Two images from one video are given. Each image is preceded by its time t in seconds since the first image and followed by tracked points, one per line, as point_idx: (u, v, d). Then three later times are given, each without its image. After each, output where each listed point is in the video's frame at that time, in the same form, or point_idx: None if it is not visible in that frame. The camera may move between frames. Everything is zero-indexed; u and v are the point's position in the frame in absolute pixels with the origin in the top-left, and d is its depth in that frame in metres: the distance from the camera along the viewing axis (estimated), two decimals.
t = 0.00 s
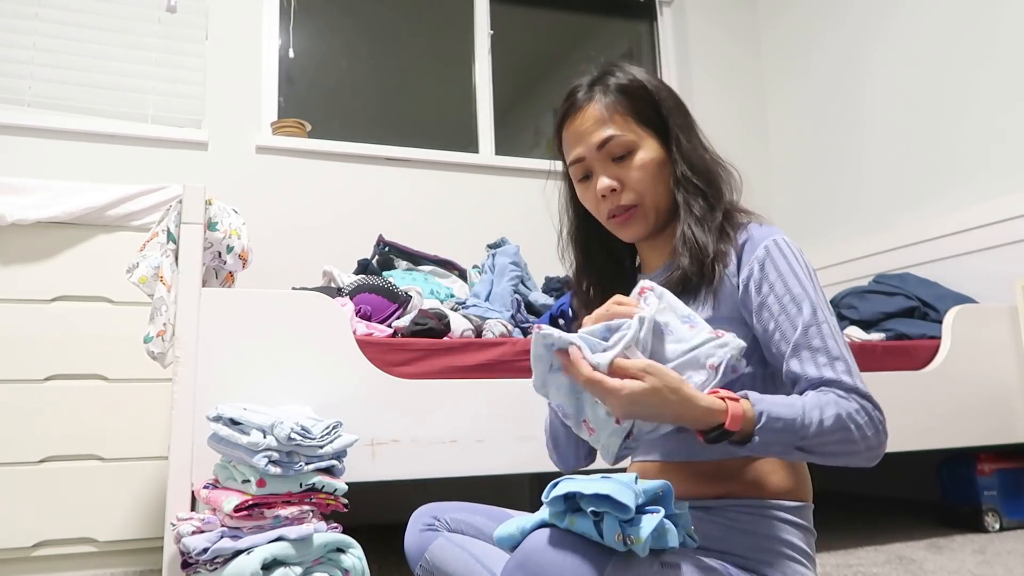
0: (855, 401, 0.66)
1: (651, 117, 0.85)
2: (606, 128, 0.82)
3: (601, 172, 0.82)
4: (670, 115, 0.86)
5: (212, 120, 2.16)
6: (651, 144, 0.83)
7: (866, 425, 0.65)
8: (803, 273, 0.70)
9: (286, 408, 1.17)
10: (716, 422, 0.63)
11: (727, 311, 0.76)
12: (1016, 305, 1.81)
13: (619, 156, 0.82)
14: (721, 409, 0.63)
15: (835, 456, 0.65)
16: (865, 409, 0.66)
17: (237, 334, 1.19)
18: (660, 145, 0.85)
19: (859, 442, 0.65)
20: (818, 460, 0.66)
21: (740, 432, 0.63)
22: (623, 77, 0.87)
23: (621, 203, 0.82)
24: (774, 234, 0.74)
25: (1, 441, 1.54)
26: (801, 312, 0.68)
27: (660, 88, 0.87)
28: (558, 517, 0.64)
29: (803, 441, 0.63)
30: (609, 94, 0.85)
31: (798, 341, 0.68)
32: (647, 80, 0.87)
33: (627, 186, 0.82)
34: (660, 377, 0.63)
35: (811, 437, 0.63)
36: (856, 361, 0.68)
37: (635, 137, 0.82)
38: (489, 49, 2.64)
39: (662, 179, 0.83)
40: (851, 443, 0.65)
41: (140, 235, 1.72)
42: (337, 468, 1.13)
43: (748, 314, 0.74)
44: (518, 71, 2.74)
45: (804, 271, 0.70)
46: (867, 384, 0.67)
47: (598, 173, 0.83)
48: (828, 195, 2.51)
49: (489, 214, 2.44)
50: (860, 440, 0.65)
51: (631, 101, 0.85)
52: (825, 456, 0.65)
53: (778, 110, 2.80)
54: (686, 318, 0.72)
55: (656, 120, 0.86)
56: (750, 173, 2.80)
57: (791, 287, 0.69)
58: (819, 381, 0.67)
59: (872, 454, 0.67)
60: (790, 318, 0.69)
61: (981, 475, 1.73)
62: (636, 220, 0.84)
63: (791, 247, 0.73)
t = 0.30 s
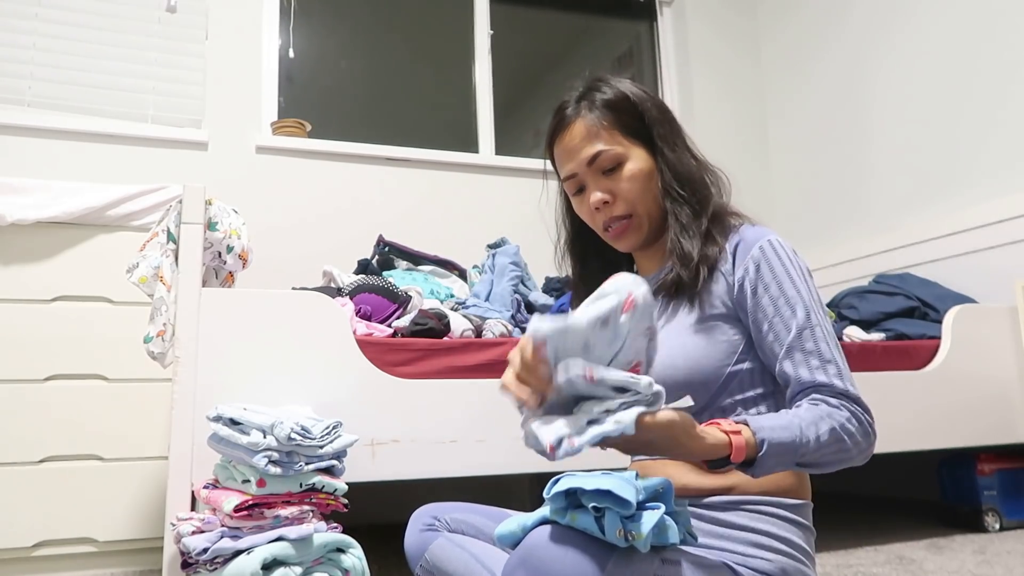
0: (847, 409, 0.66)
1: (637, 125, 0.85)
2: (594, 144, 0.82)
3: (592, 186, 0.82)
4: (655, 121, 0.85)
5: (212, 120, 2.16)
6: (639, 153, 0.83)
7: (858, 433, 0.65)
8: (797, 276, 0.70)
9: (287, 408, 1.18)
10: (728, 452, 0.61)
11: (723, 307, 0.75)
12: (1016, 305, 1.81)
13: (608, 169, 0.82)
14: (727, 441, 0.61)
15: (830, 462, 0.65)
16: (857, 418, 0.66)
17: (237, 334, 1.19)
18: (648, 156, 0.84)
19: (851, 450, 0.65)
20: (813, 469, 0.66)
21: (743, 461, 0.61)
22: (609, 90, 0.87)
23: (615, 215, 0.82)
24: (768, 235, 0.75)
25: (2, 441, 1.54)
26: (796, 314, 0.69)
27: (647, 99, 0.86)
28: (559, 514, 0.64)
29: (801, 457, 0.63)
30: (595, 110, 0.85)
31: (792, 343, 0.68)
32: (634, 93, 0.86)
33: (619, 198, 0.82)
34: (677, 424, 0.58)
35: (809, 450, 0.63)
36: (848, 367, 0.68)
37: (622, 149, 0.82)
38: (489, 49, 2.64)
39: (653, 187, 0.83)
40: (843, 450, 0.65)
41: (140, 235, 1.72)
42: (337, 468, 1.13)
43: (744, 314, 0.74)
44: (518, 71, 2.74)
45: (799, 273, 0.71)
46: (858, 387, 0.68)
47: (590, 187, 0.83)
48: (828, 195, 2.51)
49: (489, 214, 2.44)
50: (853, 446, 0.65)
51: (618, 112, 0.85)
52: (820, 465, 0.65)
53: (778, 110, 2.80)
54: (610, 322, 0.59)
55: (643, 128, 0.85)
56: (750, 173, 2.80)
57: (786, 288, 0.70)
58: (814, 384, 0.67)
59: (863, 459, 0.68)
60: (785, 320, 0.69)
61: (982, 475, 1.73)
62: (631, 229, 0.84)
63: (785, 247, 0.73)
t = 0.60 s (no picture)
0: (846, 403, 0.66)
1: (654, 113, 0.85)
2: (612, 125, 0.82)
3: (606, 169, 0.82)
4: (672, 111, 0.86)
5: (212, 121, 2.16)
6: (655, 142, 0.83)
7: (856, 425, 0.66)
8: (801, 276, 0.70)
9: (287, 408, 1.18)
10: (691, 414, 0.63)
11: (726, 309, 0.75)
12: (1016, 305, 1.81)
13: (625, 153, 0.81)
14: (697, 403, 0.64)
15: (823, 453, 0.66)
16: (856, 410, 0.66)
17: (237, 334, 1.19)
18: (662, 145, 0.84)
19: (847, 443, 0.66)
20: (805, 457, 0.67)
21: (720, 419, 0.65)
22: (627, 74, 0.86)
23: (627, 200, 0.81)
24: (771, 235, 0.74)
25: (2, 441, 1.54)
26: (799, 315, 0.69)
27: (663, 89, 0.87)
28: (559, 514, 0.64)
29: (782, 435, 0.65)
30: (614, 91, 0.84)
31: (792, 344, 0.68)
32: (650, 79, 0.86)
33: (632, 183, 0.81)
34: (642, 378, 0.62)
35: (789, 433, 0.65)
36: (851, 364, 0.68)
37: (641, 134, 0.82)
38: (489, 48, 2.64)
39: (665, 178, 0.83)
40: (840, 442, 0.66)
41: (140, 235, 1.72)
42: (337, 469, 1.13)
43: (746, 316, 0.74)
44: (518, 71, 2.74)
45: (802, 273, 0.70)
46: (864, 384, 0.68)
47: (602, 168, 0.82)
48: (828, 196, 2.51)
49: (489, 214, 2.44)
50: (853, 440, 0.66)
51: (637, 96, 0.84)
52: (811, 454, 0.66)
53: (778, 110, 2.80)
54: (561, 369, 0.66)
55: (660, 117, 0.85)
56: (750, 173, 2.80)
57: (788, 289, 0.70)
58: (813, 384, 0.67)
59: (868, 453, 0.68)
60: (788, 321, 0.69)
61: (981, 475, 1.73)
62: (640, 218, 0.83)
63: (788, 247, 0.73)
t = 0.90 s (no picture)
0: (851, 408, 0.66)
1: (654, 111, 0.84)
2: (609, 124, 0.81)
3: (601, 168, 0.81)
4: (674, 109, 0.85)
5: (212, 121, 2.16)
6: (654, 142, 0.82)
7: (859, 431, 0.67)
8: (806, 283, 0.70)
9: (287, 408, 1.18)
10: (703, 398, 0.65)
11: (729, 316, 0.75)
12: (1016, 305, 1.81)
13: (622, 154, 0.81)
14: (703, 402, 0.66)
15: (827, 454, 0.67)
16: (859, 416, 0.66)
17: (237, 334, 1.19)
18: (662, 145, 0.83)
19: (852, 448, 0.66)
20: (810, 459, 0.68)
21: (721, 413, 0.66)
22: (627, 70, 0.86)
23: (622, 201, 0.82)
24: (777, 239, 0.74)
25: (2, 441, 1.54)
26: (804, 323, 0.69)
27: (664, 86, 0.86)
28: (558, 515, 0.64)
29: (787, 432, 0.65)
30: (614, 87, 0.84)
31: (795, 353, 0.69)
32: (652, 76, 0.85)
33: (628, 184, 0.81)
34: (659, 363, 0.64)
35: (795, 431, 0.65)
36: (855, 372, 0.68)
37: (639, 134, 0.81)
38: (489, 49, 2.64)
39: (664, 179, 0.83)
40: (843, 448, 0.66)
41: (140, 235, 1.72)
42: (337, 468, 1.13)
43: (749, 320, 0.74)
44: (518, 71, 2.74)
45: (807, 280, 0.71)
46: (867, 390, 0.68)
47: (598, 168, 0.82)
48: (828, 196, 2.51)
49: (489, 214, 2.44)
50: (855, 448, 0.67)
51: (637, 93, 0.84)
52: (816, 456, 0.67)
53: (778, 110, 2.80)
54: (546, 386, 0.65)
55: (661, 116, 0.85)
56: (750, 173, 2.80)
57: (793, 297, 0.70)
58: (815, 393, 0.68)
59: (869, 460, 0.69)
60: (792, 329, 0.69)
61: (981, 475, 1.73)
62: (637, 220, 0.83)
63: (794, 253, 0.72)
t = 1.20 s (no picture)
0: (862, 421, 0.67)
1: (651, 110, 0.84)
2: (605, 127, 0.81)
3: (596, 171, 0.82)
4: (670, 108, 0.84)
5: (212, 120, 2.16)
6: (649, 143, 0.82)
7: (873, 441, 0.67)
8: (810, 287, 0.71)
9: (287, 408, 1.18)
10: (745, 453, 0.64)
11: (732, 319, 0.75)
12: (1016, 305, 1.81)
13: (616, 155, 0.81)
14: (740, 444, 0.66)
15: (851, 475, 0.67)
16: (869, 426, 0.67)
17: (237, 335, 1.19)
18: (659, 146, 0.83)
19: (869, 459, 0.67)
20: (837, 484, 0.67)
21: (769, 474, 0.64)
22: (622, 69, 0.85)
23: (617, 203, 0.82)
24: (779, 242, 0.75)
25: (2, 441, 1.54)
26: (809, 327, 0.70)
27: (659, 84, 0.85)
28: (556, 526, 0.63)
29: (820, 468, 0.64)
30: (607, 88, 0.83)
31: (804, 358, 0.70)
32: (647, 74, 0.85)
33: (623, 186, 0.81)
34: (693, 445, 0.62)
35: (829, 466, 0.65)
36: (861, 380, 0.69)
37: (634, 136, 0.81)
38: (489, 49, 2.64)
39: (659, 181, 0.83)
40: (862, 465, 0.67)
41: (140, 235, 1.72)
42: (337, 468, 1.13)
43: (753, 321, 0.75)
44: (518, 70, 2.73)
45: (812, 284, 0.72)
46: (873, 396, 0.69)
47: (593, 171, 0.82)
48: (828, 195, 2.51)
49: (489, 214, 2.44)
50: (871, 459, 0.67)
51: (632, 93, 0.83)
52: (842, 480, 0.67)
53: (778, 109, 2.80)
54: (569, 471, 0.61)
55: (657, 114, 0.84)
56: (751, 174, 2.80)
57: (799, 300, 0.71)
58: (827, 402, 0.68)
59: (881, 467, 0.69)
60: (798, 333, 0.70)
61: (981, 475, 1.73)
62: (633, 223, 0.84)
63: (796, 256, 0.73)
